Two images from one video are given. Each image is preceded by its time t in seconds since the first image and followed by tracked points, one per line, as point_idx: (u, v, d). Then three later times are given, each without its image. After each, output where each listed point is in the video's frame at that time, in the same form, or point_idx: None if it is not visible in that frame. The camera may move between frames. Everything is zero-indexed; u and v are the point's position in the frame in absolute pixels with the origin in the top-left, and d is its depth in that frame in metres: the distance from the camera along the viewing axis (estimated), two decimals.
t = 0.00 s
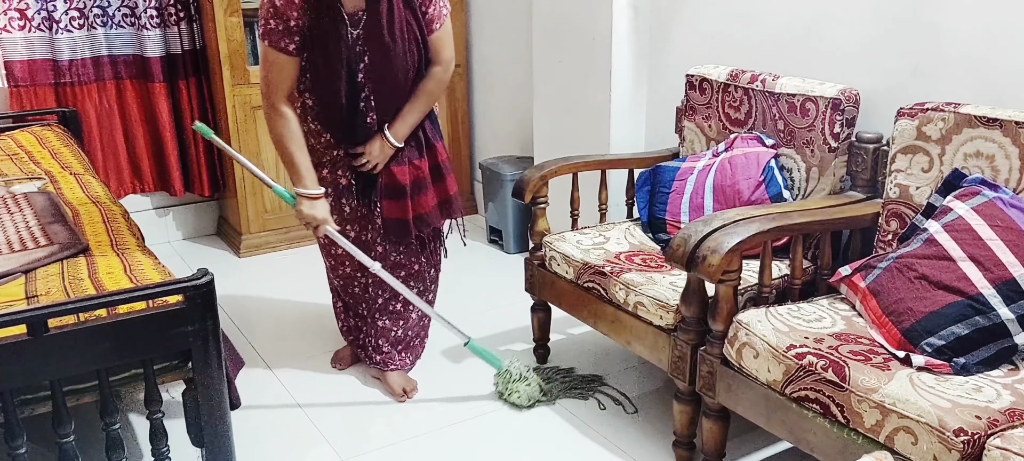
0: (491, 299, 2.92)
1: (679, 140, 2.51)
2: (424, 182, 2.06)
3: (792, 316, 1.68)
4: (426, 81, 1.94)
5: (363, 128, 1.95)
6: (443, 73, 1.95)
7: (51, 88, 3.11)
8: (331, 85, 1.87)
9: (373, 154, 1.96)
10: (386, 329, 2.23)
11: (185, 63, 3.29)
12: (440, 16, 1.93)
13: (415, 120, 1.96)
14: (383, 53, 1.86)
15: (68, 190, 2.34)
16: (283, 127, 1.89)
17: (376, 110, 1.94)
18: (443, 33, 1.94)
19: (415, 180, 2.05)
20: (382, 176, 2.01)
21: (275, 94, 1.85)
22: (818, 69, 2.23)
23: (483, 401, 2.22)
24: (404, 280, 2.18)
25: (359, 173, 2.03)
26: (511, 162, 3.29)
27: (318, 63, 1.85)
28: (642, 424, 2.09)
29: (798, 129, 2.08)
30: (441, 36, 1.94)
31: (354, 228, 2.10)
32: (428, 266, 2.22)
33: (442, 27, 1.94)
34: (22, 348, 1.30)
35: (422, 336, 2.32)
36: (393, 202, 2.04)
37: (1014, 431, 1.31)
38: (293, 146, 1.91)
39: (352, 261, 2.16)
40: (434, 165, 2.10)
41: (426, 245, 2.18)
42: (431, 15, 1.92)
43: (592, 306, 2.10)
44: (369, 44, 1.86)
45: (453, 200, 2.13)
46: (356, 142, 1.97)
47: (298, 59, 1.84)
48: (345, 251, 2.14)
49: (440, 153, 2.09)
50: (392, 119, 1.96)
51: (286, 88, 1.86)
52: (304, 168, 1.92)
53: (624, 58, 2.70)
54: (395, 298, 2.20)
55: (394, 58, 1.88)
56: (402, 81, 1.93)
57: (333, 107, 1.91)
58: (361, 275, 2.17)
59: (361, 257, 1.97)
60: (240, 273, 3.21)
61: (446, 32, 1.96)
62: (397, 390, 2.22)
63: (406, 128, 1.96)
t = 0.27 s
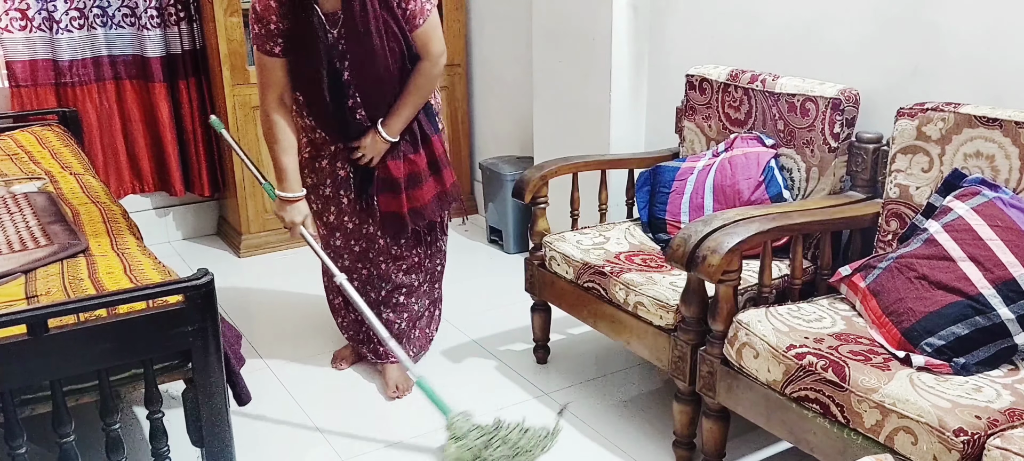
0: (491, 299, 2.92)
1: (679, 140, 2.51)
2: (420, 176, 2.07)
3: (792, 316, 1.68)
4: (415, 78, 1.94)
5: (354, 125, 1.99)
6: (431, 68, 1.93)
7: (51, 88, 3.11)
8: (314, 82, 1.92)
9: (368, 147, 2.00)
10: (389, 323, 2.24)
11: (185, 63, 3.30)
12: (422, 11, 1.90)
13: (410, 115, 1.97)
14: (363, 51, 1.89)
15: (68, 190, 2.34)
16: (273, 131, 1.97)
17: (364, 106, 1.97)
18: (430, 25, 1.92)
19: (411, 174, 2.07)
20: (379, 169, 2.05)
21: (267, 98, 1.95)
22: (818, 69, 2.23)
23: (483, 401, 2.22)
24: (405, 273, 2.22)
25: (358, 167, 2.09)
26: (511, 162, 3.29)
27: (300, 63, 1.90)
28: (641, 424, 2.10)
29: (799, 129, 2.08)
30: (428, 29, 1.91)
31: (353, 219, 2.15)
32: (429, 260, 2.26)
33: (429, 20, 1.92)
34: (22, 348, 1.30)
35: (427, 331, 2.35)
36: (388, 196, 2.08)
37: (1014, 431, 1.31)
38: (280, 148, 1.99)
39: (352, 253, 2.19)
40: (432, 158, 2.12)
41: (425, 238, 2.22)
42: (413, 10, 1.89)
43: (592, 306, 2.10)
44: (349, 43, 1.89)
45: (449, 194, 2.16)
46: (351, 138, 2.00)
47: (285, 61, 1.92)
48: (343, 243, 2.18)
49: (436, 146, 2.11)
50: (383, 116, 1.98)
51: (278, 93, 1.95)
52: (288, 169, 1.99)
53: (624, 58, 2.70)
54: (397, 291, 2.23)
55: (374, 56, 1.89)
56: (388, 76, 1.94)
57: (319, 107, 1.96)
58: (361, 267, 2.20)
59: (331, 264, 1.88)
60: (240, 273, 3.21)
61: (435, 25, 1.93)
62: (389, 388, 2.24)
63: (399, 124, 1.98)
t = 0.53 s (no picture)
0: (491, 299, 2.92)
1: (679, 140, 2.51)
2: (419, 173, 2.12)
3: (792, 316, 1.68)
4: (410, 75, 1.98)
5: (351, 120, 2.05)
6: (428, 65, 1.96)
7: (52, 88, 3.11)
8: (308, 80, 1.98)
9: (371, 142, 2.06)
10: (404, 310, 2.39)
11: (185, 62, 3.30)
12: (409, 10, 1.92)
13: (409, 113, 2.01)
14: (351, 52, 1.91)
15: (68, 190, 2.34)
16: (269, 130, 2.05)
17: (359, 103, 2.02)
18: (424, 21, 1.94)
19: (410, 170, 2.12)
20: (382, 164, 2.11)
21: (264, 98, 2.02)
22: (818, 69, 2.23)
23: (483, 401, 2.22)
24: (421, 266, 2.33)
25: (366, 160, 2.15)
26: (511, 162, 3.29)
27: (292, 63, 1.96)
28: (642, 424, 2.10)
29: (799, 129, 2.08)
30: (422, 25, 1.94)
31: (362, 211, 2.22)
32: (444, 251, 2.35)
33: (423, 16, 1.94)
34: (22, 348, 1.30)
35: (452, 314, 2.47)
36: (387, 190, 2.13)
37: (1014, 431, 1.31)
38: (277, 147, 2.06)
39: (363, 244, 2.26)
40: (432, 156, 2.15)
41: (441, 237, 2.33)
42: (402, 9, 1.91)
43: (592, 305, 2.10)
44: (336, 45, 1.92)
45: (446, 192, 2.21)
46: (351, 134, 2.07)
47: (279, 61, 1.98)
48: (353, 234, 2.24)
49: (438, 144, 2.14)
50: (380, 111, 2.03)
51: (276, 95, 2.03)
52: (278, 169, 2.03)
53: (625, 58, 2.70)
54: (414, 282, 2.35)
55: (362, 55, 1.92)
56: (382, 73, 1.97)
57: (316, 105, 2.02)
58: (369, 258, 2.28)
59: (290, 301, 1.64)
60: (241, 273, 3.21)
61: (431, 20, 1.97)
62: (427, 357, 2.41)
63: (399, 122, 2.01)
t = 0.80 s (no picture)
0: (491, 299, 2.92)
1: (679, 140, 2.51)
2: (441, 181, 2.14)
3: (792, 316, 1.68)
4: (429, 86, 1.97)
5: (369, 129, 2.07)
6: (447, 76, 1.95)
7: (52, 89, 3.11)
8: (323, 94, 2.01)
9: (393, 151, 2.08)
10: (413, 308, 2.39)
11: (185, 62, 3.30)
12: (422, 26, 1.88)
13: (429, 122, 2.01)
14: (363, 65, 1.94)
15: (68, 190, 2.34)
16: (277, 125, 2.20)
17: (376, 113, 2.04)
18: (441, 31, 1.90)
19: (433, 178, 2.13)
20: (405, 169, 2.13)
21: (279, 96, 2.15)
22: (818, 69, 2.23)
23: (483, 402, 2.22)
24: (432, 263, 2.33)
25: (390, 166, 2.17)
26: (511, 162, 3.29)
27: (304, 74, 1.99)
28: (642, 424, 2.10)
29: (799, 129, 2.08)
30: (439, 36, 1.90)
31: (379, 211, 2.23)
32: (460, 248, 2.34)
33: (439, 26, 1.90)
34: (23, 348, 1.30)
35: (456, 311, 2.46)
36: (411, 195, 2.16)
37: (1014, 431, 1.31)
38: (283, 143, 2.22)
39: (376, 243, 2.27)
40: (455, 165, 2.15)
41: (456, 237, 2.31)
42: (414, 25, 1.88)
43: (592, 306, 2.10)
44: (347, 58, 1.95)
45: (473, 197, 2.20)
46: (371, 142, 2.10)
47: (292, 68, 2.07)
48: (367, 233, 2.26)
49: (461, 151, 2.14)
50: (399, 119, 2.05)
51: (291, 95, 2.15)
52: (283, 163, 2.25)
53: (625, 58, 2.70)
54: (426, 278, 2.35)
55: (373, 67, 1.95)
56: (395, 84, 1.98)
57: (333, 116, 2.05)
58: (381, 257, 2.29)
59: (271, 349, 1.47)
60: (240, 273, 3.21)
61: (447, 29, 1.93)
62: (426, 357, 2.41)
63: (420, 131, 2.03)
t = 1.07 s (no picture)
0: (491, 299, 2.92)
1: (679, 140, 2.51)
2: (450, 185, 2.15)
3: (792, 316, 1.68)
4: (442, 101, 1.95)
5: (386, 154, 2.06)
6: (458, 93, 1.92)
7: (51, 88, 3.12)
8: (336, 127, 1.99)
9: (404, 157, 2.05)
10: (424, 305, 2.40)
11: (185, 63, 3.30)
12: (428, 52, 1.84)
13: (443, 133, 2.00)
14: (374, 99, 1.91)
15: (68, 190, 2.34)
16: (279, 182, 2.13)
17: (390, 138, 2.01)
18: (448, 50, 1.86)
19: (442, 182, 2.14)
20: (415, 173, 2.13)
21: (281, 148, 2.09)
22: (818, 68, 2.23)
23: (483, 402, 2.22)
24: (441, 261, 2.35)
25: (401, 169, 2.16)
26: (511, 162, 3.29)
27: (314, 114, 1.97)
28: (642, 424, 2.10)
29: (798, 129, 2.08)
30: (446, 56, 1.86)
31: (392, 209, 2.23)
32: (467, 249, 2.37)
33: (446, 44, 1.86)
34: (23, 349, 1.30)
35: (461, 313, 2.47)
36: (420, 197, 2.17)
37: (1015, 431, 1.31)
38: (284, 197, 2.14)
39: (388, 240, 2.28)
40: (466, 170, 2.17)
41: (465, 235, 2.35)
42: (422, 53, 1.84)
43: (592, 306, 2.10)
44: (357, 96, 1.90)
45: (484, 202, 2.22)
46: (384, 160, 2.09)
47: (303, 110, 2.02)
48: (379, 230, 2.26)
49: (473, 158, 2.15)
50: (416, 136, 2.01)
51: (294, 147, 2.08)
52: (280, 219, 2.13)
53: (625, 59, 2.70)
54: (431, 277, 2.37)
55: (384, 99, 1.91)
56: (407, 109, 1.95)
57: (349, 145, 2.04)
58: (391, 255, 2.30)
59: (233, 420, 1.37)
60: (240, 273, 3.21)
61: (454, 48, 1.89)
62: (427, 356, 2.41)
63: (432, 141, 2.01)
